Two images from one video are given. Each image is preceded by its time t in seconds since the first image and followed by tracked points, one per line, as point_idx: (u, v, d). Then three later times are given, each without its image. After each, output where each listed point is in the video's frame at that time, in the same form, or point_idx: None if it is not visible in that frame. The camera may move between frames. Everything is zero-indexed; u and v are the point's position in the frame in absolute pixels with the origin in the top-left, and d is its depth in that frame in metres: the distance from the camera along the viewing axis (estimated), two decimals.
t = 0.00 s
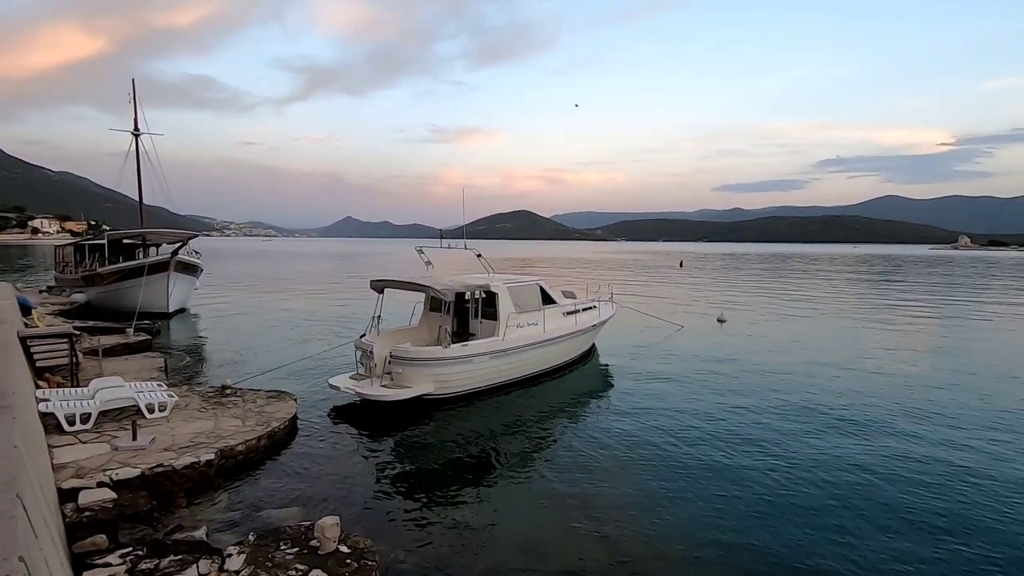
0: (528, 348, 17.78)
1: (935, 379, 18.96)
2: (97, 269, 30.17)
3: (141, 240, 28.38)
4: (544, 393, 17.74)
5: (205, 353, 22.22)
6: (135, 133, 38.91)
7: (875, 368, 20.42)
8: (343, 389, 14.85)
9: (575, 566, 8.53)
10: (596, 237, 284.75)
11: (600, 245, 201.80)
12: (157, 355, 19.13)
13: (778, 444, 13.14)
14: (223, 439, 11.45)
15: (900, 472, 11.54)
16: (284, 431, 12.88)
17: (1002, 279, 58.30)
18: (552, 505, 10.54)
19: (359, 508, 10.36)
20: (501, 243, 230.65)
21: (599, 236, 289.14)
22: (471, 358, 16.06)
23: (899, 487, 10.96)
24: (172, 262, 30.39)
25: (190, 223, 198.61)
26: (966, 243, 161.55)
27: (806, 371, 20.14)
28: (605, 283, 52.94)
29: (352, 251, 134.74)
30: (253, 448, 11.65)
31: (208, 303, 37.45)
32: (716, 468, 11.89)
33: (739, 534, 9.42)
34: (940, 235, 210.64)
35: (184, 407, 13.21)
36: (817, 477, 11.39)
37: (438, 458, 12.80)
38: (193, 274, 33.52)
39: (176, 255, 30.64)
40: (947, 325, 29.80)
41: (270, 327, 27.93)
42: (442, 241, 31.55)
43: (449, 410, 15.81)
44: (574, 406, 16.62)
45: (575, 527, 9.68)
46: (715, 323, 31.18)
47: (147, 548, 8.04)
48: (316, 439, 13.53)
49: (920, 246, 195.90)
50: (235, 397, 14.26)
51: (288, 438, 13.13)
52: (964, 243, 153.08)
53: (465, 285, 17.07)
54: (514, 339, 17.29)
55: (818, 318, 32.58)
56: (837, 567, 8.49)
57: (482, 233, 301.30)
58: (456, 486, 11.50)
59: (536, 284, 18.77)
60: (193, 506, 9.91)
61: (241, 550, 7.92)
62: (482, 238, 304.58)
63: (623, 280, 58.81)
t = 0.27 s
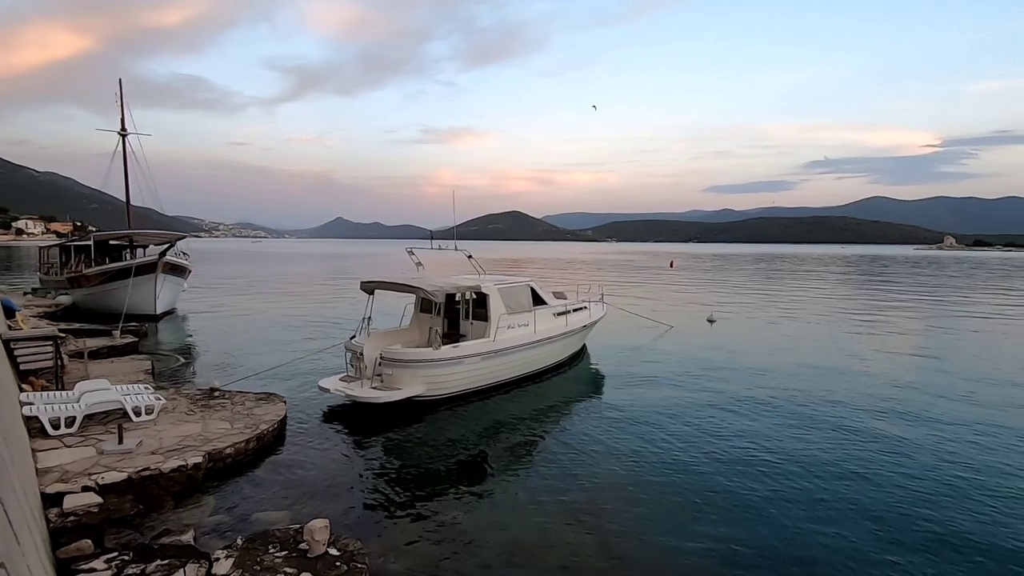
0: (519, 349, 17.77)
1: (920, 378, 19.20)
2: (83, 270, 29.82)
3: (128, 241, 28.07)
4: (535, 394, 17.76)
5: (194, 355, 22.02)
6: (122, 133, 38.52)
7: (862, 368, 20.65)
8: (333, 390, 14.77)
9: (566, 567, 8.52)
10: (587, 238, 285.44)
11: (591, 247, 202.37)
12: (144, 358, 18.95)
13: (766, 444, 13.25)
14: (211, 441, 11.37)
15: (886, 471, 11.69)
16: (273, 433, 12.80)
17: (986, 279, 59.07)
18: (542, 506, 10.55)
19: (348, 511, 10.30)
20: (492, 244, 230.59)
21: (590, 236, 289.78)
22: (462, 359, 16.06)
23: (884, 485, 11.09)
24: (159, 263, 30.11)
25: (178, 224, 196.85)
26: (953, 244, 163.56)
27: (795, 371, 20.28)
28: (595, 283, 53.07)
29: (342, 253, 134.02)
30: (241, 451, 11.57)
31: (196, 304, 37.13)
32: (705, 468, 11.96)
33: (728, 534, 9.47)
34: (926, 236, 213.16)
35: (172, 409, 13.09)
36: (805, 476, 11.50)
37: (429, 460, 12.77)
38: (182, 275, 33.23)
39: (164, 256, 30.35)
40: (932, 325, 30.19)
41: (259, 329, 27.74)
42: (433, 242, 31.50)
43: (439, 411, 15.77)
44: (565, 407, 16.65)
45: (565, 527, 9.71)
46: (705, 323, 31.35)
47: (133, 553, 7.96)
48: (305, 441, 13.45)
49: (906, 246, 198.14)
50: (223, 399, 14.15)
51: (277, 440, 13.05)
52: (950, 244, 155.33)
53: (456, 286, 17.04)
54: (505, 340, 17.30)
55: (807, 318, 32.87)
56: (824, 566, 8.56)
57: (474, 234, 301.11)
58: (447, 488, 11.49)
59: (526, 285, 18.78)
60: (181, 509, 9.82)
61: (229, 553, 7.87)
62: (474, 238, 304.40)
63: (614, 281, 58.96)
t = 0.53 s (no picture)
0: (503, 350, 17.75)
1: (896, 376, 19.57)
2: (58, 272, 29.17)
3: (105, 242, 27.53)
4: (520, 395, 17.76)
5: (172, 358, 21.66)
6: (98, 132, 37.78)
7: (841, 367, 20.99)
8: (315, 393, 14.62)
9: (551, 568, 8.51)
10: (571, 238, 286.46)
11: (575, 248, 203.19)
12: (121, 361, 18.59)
13: (748, 442, 13.40)
14: (190, 445, 11.19)
15: (864, 468, 11.89)
16: (254, 436, 12.63)
17: (960, 279, 60.47)
18: (527, 506, 10.56)
19: (331, 514, 10.19)
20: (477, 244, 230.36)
21: (574, 237, 290.83)
22: (447, 361, 16.01)
23: (861, 482, 11.28)
24: (137, 264, 29.57)
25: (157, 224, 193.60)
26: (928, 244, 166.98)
27: (776, 371, 20.52)
28: (580, 284, 53.27)
29: (325, 254, 132.88)
30: (221, 454, 11.40)
31: (175, 306, 36.52)
32: (688, 467, 12.06)
33: (712, 532, 9.55)
34: (903, 236, 217.42)
35: (150, 413, 12.86)
36: (785, 473, 11.65)
37: (413, 461, 12.70)
38: (160, 276, 32.68)
39: (142, 257, 29.82)
40: (909, 324, 30.79)
41: (240, 330, 27.38)
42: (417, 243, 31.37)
43: (423, 413, 15.68)
44: (550, 407, 16.68)
45: (549, 527, 9.73)
46: (688, 323, 31.63)
47: (109, 560, 7.80)
48: (287, 444, 13.28)
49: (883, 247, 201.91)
50: (203, 402, 13.94)
51: (258, 443, 12.89)
52: (926, 245, 158.54)
53: (440, 287, 16.98)
54: (490, 340, 17.28)
55: (787, 317, 33.34)
56: (806, 563, 8.66)
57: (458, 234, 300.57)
58: (431, 489, 11.44)
59: (511, 286, 18.78)
60: (159, 515, 9.65)
61: (208, 559, 7.75)
62: (458, 239, 303.78)
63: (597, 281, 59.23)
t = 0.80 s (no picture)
0: (478, 351, 17.69)
1: (861, 373, 20.12)
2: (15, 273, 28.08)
3: (65, 242, 26.60)
4: (495, 396, 17.72)
5: (137, 361, 21.03)
6: (58, 128, 36.49)
7: (808, 364, 21.48)
8: (287, 396, 14.35)
9: (527, 568, 8.51)
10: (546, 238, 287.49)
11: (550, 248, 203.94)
12: (82, 365, 17.98)
13: (719, 439, 13.62)
14: (156, 451, 10.88)
15: (830, 462, 12.19)
16: (222, 441, 12.33)
17: (921, 278, 62.55)
18: (502, 506, 10.54)
19: (303, 519, 10.02)
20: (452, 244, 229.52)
21: (549, 237, 291.98)
22: (422, 362, 15.89)
23: (829, 475, 11.56)
24: (100, 264, 28.65)
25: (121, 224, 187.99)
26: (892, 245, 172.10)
27: (747, 368, 20.90)
28: (555, 284, 53.51)
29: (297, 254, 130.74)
30: (189, 460, 11.11)
31: (141, 308, 35.49)
32: (661, 464, 12.20)
33: (685, 528, 9.68)
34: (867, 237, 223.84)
35: (113, 419, 12.47)
36: (756, 469, 11.87)
37: (387, 464, 12.57)
38: (124, 277, 31.72)
39: (105, 257, 28.90)
40: (873, 322, 31.69)
41: (209, 333, 26.75)
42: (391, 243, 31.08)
43: (397, 415, 15.53)
44: (525, 407, 16.70)
45: (524, 527, 9.72)
46: (661, 322, 32.01)
47: (69, 571, 7.53)
48: (257, 449, 13.00)
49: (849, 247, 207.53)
50: (169, 407, 13.56)
51: (227, 448, 12.59)
52: (889, 245, 163.48)
53: (414, 288, 16.85)
54: (465, 341, 17.22)
55: (757, 316, 34.01)
56: (776, 556, 8.81)
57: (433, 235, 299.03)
58: (406, 492, 11.33)
59: (485, 286, 18.74)
60: (123, 523, 9.36)
61: (174, 568, 7.54)
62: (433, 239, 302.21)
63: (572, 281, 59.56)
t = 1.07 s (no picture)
0: (452, 351, 17.59)
1: (826, 369, 20.66)
2: None
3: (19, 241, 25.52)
4: (469, 395, 17.65)
5: (97, 365, 20.30)
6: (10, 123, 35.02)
7: (776, 361, 21.97)
8: (256, 400, 14.03)
9: (501, 565, 8.50)
10: (519, 238, 287.92)
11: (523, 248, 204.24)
12: (38, 370, 17.27)
13: (691, 434, 13.81)
14: (117, 458, 10.52)
15: (797, 454, 12.47)
16: (188, 446, 12.00)
17: (882, 277, 64.54)
18: (477, 505, 10.50)
19: (274, 523, 9.80)
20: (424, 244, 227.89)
21: (522, 237, 292.44)
22: (395, 363, 15.73)
23: (796, 467, 11.84)
24: (56, 265, 27.58)
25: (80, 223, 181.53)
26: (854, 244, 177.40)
27: (716, 365, 21.27)
28: (528, 283, 53.58)
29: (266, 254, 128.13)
30: (152, 466, 10.78)
31: (100, 310, 34.28)
32: (634, 460, 12.32)
33: (658, 521, 9.78)
34: (832, 237, 230.19)
35: (71, 425, 12.01)
36: (726, 462, 12.08)
37: (360, 466, 12.39)
38: (83, 278, 30.62)
39: (62, 257, 27.83)
40: (837, 319, 32.59)
41: (174, 335, 26.02)
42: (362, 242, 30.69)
43: (370, 416, 15.32)
44: (499, 406, 16.67)
45: (498, 525, 9.70)
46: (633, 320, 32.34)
47: None
48: (225, 453, 12.68)
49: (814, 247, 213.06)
50: (132, 412, 13.13)
51: (193, 453, 12.25)
52: (851, 245, 168.52)
53: (386, 288, 16.67)
54: (438, 341, 17.10)
55: (726, 314, 34.66)
56: (747, 547, 8.97)
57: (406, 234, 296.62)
58: (379, 493, 11.19)
59: (459, 286, 18.65)
60: (82, 532, 9.03)
61: None
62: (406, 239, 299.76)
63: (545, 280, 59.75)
